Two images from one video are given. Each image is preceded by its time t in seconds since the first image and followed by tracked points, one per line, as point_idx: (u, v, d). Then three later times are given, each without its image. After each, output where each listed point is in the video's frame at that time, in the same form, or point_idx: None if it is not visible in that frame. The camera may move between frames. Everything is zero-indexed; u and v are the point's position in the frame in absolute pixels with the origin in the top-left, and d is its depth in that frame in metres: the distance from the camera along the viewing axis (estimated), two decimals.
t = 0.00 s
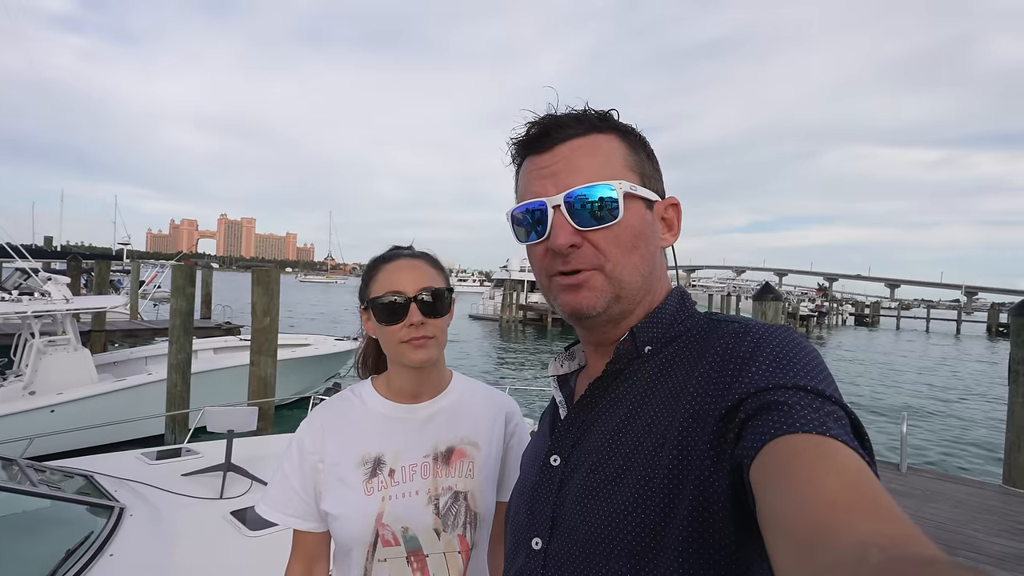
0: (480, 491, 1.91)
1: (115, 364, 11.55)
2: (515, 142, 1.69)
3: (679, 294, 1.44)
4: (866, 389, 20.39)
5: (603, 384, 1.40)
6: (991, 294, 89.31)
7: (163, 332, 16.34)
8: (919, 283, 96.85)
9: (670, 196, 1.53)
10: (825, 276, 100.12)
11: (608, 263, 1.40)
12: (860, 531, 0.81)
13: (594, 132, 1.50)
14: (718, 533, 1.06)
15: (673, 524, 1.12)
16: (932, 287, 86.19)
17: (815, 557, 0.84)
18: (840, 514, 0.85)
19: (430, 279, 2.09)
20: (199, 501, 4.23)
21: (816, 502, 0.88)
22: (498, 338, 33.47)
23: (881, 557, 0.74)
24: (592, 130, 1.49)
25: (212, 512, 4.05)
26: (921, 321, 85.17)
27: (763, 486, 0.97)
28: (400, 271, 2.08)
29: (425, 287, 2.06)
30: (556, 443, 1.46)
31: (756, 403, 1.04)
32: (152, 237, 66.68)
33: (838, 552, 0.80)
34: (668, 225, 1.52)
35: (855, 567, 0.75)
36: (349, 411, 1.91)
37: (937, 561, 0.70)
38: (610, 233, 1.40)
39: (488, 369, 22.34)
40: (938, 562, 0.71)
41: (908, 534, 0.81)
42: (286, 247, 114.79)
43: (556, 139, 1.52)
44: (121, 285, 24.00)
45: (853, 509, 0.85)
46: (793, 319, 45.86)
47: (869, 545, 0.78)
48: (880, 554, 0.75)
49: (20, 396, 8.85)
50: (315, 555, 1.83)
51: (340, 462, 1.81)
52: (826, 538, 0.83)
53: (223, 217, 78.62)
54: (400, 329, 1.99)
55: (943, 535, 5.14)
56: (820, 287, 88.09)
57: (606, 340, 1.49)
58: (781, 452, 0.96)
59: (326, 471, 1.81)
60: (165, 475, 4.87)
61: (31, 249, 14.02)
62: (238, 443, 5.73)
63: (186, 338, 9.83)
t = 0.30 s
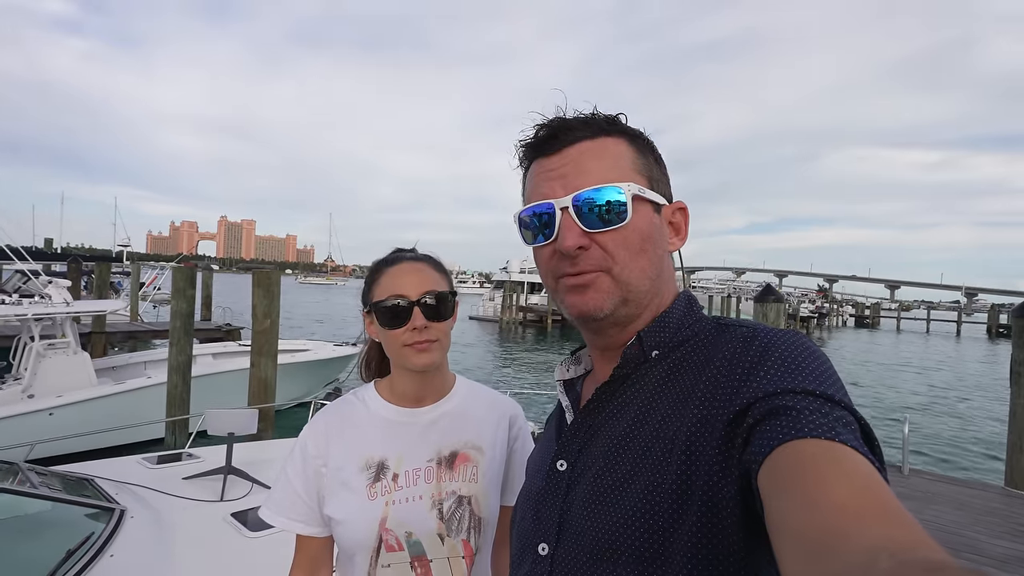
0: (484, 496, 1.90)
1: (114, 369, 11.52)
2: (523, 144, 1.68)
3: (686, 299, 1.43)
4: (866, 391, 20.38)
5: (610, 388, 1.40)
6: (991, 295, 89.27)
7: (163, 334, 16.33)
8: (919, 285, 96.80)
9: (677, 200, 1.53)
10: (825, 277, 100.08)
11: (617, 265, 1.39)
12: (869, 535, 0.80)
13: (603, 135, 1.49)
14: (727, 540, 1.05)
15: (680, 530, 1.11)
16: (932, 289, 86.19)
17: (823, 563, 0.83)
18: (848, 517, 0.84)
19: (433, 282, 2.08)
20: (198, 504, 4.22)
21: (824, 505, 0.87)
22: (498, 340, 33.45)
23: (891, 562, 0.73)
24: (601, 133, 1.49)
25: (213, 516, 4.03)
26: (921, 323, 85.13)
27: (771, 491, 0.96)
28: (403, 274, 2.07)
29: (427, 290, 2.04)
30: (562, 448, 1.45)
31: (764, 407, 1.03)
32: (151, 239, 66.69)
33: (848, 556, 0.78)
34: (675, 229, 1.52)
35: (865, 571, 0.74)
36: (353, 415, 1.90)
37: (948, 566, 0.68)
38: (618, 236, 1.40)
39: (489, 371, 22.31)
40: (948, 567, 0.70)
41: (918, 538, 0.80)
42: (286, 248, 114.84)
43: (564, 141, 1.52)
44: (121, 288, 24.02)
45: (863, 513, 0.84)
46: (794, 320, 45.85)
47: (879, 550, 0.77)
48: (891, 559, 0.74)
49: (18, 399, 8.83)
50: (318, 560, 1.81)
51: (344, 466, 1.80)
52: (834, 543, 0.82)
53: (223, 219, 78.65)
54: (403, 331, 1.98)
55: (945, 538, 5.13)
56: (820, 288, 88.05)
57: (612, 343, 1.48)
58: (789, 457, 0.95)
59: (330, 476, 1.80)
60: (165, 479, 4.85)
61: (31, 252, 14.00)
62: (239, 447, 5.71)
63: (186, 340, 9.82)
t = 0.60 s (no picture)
0: (479, 498, 1.89)
1: (108, 373, 11.45)
2: (525, 145, 1.67)
3: (685, 300, 1.42)
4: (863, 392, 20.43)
5: (608, 390, 1.39)
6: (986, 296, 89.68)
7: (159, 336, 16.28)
8: (914, 286, 97.22)
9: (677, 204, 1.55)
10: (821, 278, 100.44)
11: (625, 268, 1.39)
12: (864, 535, 0.80)
13: (608, 136, 1.50)
14: (724, 542, 1.05)
15: (678, 532, 1.10)
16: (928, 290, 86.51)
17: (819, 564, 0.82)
18: (842, 518, 0.84)
19: (430, 284, 2.08)
20: (194, 507, 4.19)
21: (820, 507, 0.87)
22: (496, 342, 33.44)
23: (887, 563, 0.73)
24: (607, 134, 1.49)
25: (210, 519, 4.01)
26: (917, 324, 85.44)
27: (769, 492, 0.96)
28: (401, 275, 2.06)
29: (426, 293, 2.05)
30: (560, 450, 1.44)
31: (762, 408, 1.03)
32: (148, 240, 66.54)
33: (843, 556, 0.78)
34: (675, 232, 1.54)
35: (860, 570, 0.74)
36: (349, 416, 1.89)
37: (944, 566, 0.68)
38: (625, 239, 1.40)
39: (486, 373, 22.29)
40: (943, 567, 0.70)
41: (915, 539, 0.80)
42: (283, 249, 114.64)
43: (570, 142, 1.51)
44: (117, 289, 23.95)
45: (857, 512, 0.84)
46: (790, 322, 45.97)
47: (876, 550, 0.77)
48: (887, 559, 0.74)
49: (11, 401, 8.79)
50: (313, 563, 1.80)
51: (339, 468, 1.79)
52: (830, 544, 0.82)
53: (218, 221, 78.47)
54: (400, 334, 1.97)
55: (941, 539, 5.14)
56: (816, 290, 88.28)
57: (614, 345, 1.47)
58: (787, 457, 0.95)
59: (325, 478, 1.79)
60: (161, 481, 4.83)
61: (25, 253, 13.92)
62: (236, 449, 5.69)
63: (182, 342, 9.78)
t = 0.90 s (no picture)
0: (476, 500, 1.89)
1: (105, 375, 11.41)
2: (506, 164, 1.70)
3: (688, 302, 1.41)
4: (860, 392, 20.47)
5: (610, 392, 1.39)
6: (983, 296, 89.98)
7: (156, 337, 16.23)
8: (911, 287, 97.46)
9: (640, 200, 1.34)
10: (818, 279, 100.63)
11: (551, 287, 1.43)
12: (871, 543, 0.79)
13: (544, 157, 1.49)
14: (726, 544, 1.05)
15: (680, 535, 1.11)
16: (924, 290, 86.74)
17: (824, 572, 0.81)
18: (851, 524, 0.83)
19: (424, 286, 2.08)
20: (193, 511, 4.17)
21: (826, 513, 0.86)
22: (494, 342, 33.42)
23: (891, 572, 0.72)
24: (541, 156, 1.49)
25: (208, 524, 3.98)
26: (914, 324, 85.69)
27: (773, 496, 0.95)
28: (393, 278, 2.06)
29: (419, 294, 2.04)
30: (562, 450, 1.44)
31: (766, 412, 1.02)
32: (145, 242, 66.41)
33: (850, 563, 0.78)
34: (636, 233, 1.34)
35: None
36: (342, 419, 1.88)
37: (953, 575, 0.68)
38: (545, 260, 1.43)
39: (484, 374, 22.27)
40: None
41: (921, 550, 0.79)
42: (281, 251, 114.47)
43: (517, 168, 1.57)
44: (114, 292, 23.87)
45: (865, 518, 0.83)
46: (788, 322, 46.02)
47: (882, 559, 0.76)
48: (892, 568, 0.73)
49: (7, 404, 8.75)
50: (310, 565, 1.79)
51: (335, 470, 1.78)
52: (836, 552, 0.81)
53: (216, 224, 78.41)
54: (393, 336, 1.97)
55: (937, 538, 5.15)
56: (814, 290, 88.40)
57: (604, 347, 1.47)
58: (791, 462, 0.94)
59: (320, 480, 1.78)
60: (160, 484, 4.80)
61: (21, 256, 13.87)
62: (233, 451, 5.67)
63: (179, 344, 9.75)
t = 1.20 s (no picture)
0: (472, 505, 1.88)
1: (104, 378, 11.37)
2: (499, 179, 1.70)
3: (691, 306, 1.39)
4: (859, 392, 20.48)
5: (613, 396, 1.38)
6: (982, 295, 90.14)
7: (154, 341, 16.18)
8: (908, 286, 97.65)
9: (625, 207, 1.34)
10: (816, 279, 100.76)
11: (547, 298, 1.44)
12: (878, 548, 0.79)
13: (529, 173, 1.50)
14: (731, 548, 1.05)
15: (683, 539, 1.10)
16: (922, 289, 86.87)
17: None
18: (858, 529, 0.82)
19: (419, 290, 2.06)
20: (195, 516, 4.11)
21: (832, 519, 0.85)
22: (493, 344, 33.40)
23: None
24: (525, 174, 1.50)
25: (209, 528, 3.96)
26: (911, 323, 85.85)
27: (779, 502, 0.95)
28: (389, 282, 2.05)
29: (415, 298, 2.03)
30: (565, 454, 1.43)
31: (771, 417, 1.02)
32: (143, 246, 66.28)
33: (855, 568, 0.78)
34: (624, 238, 1.34)
35: None
36: (339, 423, 1.87)
37: None
38: (539, 273, 1.44)
39: (483, 376, 22.23)
40: None
41: (928, 558, 0.78)
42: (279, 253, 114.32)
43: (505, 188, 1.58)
44: (112, 296, 23.79)
45: (873, 524, 0.82)
46: (786, 322, 46.07)
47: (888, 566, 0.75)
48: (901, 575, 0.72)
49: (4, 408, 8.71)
50: (306, 571, 1.78)
51: (331, 475, 1.77)
52: (843, 558, 0.81)
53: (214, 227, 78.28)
54: (389, 340, 1.96)
55: (937, 537, 5.14)
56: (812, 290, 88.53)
57: (604, 353, 1.47)
58: (797, 468, 0.93)
59: (317, 485, 1.77)
60: (160, 486, 4.77)
61: (18, 260, 13.81)
62: (233, 453, 5.64)
63: (177, 347, 9.72)
